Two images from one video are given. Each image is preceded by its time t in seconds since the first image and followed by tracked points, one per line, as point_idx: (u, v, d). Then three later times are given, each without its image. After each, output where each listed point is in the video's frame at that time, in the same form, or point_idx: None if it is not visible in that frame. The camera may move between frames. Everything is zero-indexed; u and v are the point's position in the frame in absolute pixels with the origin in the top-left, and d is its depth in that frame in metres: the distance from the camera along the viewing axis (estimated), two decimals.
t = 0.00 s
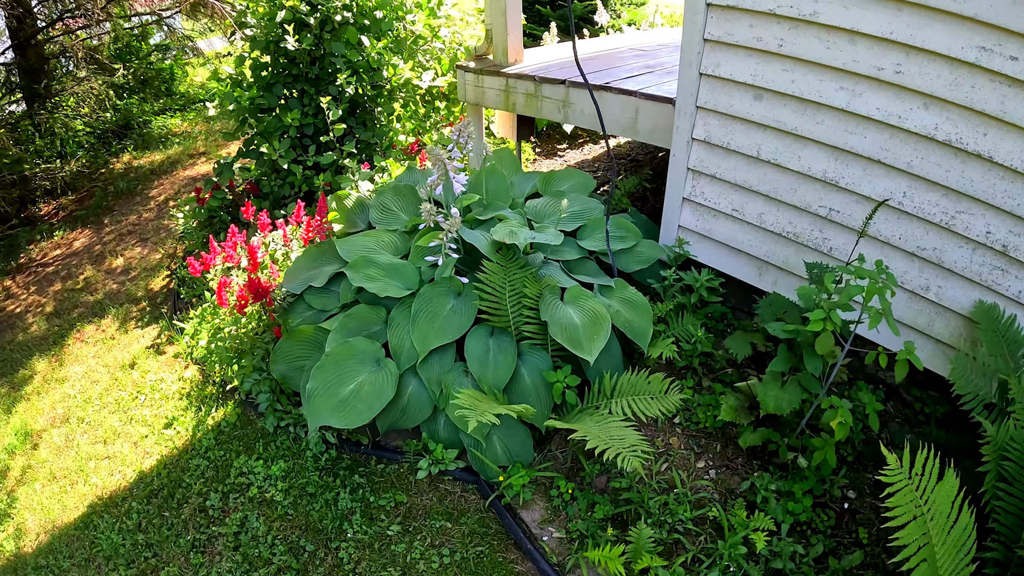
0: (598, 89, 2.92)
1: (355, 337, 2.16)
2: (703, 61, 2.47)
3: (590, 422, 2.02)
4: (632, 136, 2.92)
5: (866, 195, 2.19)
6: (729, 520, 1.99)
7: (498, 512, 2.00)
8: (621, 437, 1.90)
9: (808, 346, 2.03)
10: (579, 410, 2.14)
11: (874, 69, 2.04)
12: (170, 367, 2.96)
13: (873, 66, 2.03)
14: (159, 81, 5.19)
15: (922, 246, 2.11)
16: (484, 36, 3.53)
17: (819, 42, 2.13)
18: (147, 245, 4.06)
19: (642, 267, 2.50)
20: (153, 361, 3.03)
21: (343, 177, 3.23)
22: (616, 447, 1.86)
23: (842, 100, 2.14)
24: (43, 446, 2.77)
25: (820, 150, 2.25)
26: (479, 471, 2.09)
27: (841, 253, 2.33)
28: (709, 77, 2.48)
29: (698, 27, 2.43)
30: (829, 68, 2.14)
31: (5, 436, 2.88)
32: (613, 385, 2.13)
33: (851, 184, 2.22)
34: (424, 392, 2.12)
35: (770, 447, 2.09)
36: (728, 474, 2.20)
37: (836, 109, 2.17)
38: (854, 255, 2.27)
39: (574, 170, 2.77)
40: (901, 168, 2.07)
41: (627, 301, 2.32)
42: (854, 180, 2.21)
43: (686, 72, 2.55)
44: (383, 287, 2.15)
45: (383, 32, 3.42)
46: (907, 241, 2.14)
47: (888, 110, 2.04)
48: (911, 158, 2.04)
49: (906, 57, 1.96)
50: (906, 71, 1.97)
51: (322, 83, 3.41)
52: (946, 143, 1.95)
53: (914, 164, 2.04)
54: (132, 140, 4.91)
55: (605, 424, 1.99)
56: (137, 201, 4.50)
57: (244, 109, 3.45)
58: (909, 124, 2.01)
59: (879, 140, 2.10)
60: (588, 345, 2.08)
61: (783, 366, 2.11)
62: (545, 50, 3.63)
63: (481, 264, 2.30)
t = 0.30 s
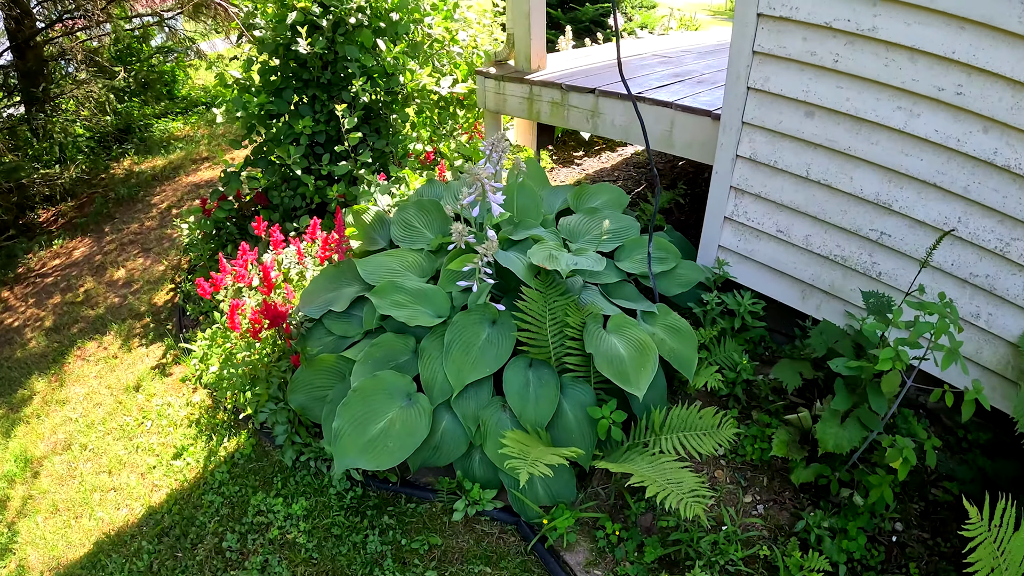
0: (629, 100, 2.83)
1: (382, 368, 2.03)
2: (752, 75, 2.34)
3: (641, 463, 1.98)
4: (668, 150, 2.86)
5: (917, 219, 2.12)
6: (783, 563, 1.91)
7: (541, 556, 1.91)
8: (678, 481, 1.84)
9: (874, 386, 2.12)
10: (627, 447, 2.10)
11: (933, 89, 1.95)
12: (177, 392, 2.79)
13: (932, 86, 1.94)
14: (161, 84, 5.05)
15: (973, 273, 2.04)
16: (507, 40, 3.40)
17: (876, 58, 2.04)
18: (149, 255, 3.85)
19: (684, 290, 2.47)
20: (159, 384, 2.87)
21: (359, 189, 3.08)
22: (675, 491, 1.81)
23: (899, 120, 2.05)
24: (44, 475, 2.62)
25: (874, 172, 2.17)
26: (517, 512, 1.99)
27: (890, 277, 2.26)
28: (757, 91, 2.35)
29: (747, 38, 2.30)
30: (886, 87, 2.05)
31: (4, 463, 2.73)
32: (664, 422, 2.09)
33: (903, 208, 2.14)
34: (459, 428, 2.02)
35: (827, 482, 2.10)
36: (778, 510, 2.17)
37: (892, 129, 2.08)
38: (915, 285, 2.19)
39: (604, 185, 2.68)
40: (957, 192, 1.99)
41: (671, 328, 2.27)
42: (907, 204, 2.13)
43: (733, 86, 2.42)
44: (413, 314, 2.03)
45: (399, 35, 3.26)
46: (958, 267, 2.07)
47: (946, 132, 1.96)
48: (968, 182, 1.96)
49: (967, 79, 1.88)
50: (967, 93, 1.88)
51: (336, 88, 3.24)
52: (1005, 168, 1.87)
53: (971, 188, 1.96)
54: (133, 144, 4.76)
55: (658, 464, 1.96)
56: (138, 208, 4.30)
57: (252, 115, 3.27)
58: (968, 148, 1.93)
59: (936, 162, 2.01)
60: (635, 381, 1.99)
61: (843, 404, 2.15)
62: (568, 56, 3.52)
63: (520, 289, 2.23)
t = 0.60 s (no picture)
0: (662, 109, 2.79)
1: (415, 392, 1.96)
2: (797, 88, 2.24)
3: (692, 488, 2.03)
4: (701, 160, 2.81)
5: (962, 238, 2.06)
6: None
7: None
8: (735, 511, 1.89)
9: (926, 410, 2.08)
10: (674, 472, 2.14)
11: (983, 108, 1.88)
12: (192, 409, 2.68)
13: (982, 105, 1.88)
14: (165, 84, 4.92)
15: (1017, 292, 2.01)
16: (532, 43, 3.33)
17: (926, 75, 1.95)
18: (157, 262, 3.70)
19: (722, 308, 2.49)
20: (172, 400, 2.76)
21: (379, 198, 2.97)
22: (733, 522, 1.86)
23: (947, 139, 1.97)
24: (55, 496, 2.50)
25: (919, 190, 2.10)
26: (559, 541, 1.91)
27: (932, 295, 2.20)
28: (802, 105, 2.26)
29: (794, 50, 2.19)
30: (935, 104, 1.97)
31: (12, 484, 2.61)
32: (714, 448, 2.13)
33: (948, 228, 2.08)
34: (499, 454, 1.97)
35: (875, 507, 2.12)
36: (820, 531, 2.19)
37: (939, 148, 2.01)
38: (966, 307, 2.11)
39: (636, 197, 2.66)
40: (1003, 212, 1.94)
41: (714, 347, 2.31)
42: (952, 223, 2.07)
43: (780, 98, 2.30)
44: (450, 336, 1.96)
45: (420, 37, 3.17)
46: (1002, 287, 2.03)
47: (995, 152, 1.90)
48: (1014, 203, 1.91)
49: (1017, 98, 1.81)
50: (1017, 112, 1.82)
51: (353, 92, 3.13)
52: None
53: (1018, 209, 1.90)
54: (138, 146, 4.64)
55: (709, 492, 1.99)
56: (145, 212, 4.17)
57: (267, 119, 3.14)
58: (1017, 168, 1.87)
59: (984, 182, 1.95)
60: (683, 404, 1.95)
61: (895, 429, 2.12)
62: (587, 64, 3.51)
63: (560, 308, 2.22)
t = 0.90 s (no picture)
0: (699, 112, 2.75)
1: (453, 411, 1.88)
2: (847, 95, 2.11)
3: (744, 511, 1.98)
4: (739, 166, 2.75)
5: (1012, 253, 1.96)
6: None
7: None
8: (793, 536, 1.82)
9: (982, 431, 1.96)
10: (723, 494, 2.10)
11: None
12: (207, 422, 2.56)
13: None
14: (174, 81, 4.80)
15: None
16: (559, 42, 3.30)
17: (981, 86, 1.85)
18: (168, 264, 3.56)
19: (767, 320, 2.42)
20: (187, 412, 2.64)
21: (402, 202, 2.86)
22: (792, 549, 1.80)
23: (1001, 151, 1.87)
24: (65, 512, 2.38)
25: (968, 203, 1.99)
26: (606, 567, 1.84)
27: (978, 310, 2.10)
28: (852, 113, 2.12)
29: (845, 57, 2.06)
30: (989, 116, 1.86)
31: (19, 498, 2.49)
32: (765, 467, 2.09)
33: (997, 242, 1.98)
34: (541, 476, 1.90)
35: (924, 528, 2.05)
36: (866, 550, 2.14)
37: (992, 160, 1.90)
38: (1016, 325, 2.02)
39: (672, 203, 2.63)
40: None
41: (760, 362, 2.26)
42: (1001, 237, 1.97)
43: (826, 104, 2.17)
44: (489, 352, 1.88)
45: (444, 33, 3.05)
46: None
47: None
48: None
49: None
50: None
51: (373, 91, 3.00)
52: None
53: None
54: (147, 145, 4.53)
55: (765, 515, 1.93)
56: (155, 212, 4.04)
57: (284, 118, 3.01)
58: None
59: None
60: (734, 424, 1.94)
61: (952, 450, 1.98)
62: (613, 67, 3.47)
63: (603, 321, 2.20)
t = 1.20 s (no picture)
0: (744, 115, 2.70)
1: (497, 435, 1.78)
2: (908, 104, 1.94)
3: (805, 542, 1.89)
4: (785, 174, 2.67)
5: None
6: None
7: None
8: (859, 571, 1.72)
9: None
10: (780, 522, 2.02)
11: None
12: (224, 435, 2.43)
13: None
14: (187, 76, 4.68)
15: None
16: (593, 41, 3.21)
17: None
18: (180, 264, 3.41)
19: (818, 337, 2.31)
20: (202, 423, 2.51)
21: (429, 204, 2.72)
22: None
23: None
24: (73, 529, 2.26)
25: None
26: None
27: None
28: (912, 123, 1.96)
29: (907, 65, 1.90)
30: None
31: (25, 512, 2.36)
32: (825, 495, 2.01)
33: None
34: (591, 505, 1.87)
35: (976, 555, 1.92)
36: None
37: None
38: None
39: (718, 211, 2.63)
40: None
41: (813, 382, 2.19)
42: None
43: (883, 114, 2.00)
44: (537, 372, 1.79)
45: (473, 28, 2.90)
46: None
47: None
48: None
49: None
50: None
51: (399, 87, 2.86)
52: None
53: None
54: (158, 140, 4.41)
55: (827, 547, 1.84)
56: (167, 209, 3.91)
57: (305, 114, 2.87)
58: None
59: None
60: (793, 450, 1.91)
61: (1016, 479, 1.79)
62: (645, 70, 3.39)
63: (653, 337, 2.16)
